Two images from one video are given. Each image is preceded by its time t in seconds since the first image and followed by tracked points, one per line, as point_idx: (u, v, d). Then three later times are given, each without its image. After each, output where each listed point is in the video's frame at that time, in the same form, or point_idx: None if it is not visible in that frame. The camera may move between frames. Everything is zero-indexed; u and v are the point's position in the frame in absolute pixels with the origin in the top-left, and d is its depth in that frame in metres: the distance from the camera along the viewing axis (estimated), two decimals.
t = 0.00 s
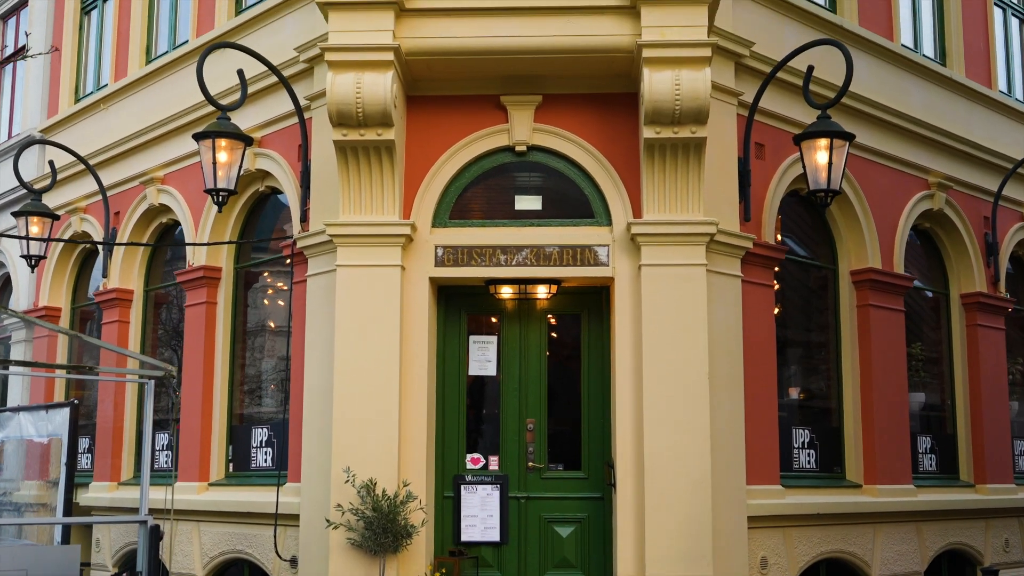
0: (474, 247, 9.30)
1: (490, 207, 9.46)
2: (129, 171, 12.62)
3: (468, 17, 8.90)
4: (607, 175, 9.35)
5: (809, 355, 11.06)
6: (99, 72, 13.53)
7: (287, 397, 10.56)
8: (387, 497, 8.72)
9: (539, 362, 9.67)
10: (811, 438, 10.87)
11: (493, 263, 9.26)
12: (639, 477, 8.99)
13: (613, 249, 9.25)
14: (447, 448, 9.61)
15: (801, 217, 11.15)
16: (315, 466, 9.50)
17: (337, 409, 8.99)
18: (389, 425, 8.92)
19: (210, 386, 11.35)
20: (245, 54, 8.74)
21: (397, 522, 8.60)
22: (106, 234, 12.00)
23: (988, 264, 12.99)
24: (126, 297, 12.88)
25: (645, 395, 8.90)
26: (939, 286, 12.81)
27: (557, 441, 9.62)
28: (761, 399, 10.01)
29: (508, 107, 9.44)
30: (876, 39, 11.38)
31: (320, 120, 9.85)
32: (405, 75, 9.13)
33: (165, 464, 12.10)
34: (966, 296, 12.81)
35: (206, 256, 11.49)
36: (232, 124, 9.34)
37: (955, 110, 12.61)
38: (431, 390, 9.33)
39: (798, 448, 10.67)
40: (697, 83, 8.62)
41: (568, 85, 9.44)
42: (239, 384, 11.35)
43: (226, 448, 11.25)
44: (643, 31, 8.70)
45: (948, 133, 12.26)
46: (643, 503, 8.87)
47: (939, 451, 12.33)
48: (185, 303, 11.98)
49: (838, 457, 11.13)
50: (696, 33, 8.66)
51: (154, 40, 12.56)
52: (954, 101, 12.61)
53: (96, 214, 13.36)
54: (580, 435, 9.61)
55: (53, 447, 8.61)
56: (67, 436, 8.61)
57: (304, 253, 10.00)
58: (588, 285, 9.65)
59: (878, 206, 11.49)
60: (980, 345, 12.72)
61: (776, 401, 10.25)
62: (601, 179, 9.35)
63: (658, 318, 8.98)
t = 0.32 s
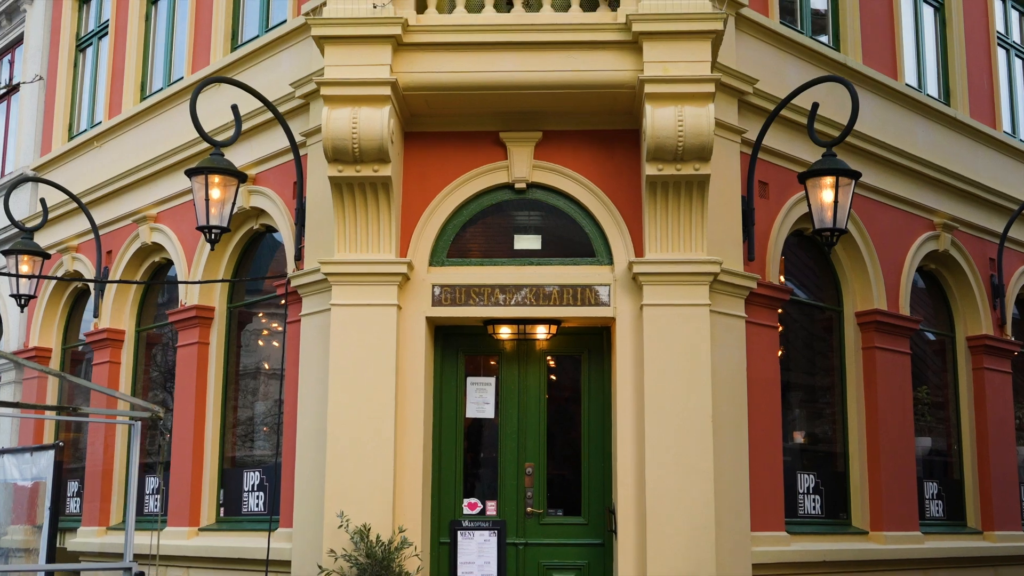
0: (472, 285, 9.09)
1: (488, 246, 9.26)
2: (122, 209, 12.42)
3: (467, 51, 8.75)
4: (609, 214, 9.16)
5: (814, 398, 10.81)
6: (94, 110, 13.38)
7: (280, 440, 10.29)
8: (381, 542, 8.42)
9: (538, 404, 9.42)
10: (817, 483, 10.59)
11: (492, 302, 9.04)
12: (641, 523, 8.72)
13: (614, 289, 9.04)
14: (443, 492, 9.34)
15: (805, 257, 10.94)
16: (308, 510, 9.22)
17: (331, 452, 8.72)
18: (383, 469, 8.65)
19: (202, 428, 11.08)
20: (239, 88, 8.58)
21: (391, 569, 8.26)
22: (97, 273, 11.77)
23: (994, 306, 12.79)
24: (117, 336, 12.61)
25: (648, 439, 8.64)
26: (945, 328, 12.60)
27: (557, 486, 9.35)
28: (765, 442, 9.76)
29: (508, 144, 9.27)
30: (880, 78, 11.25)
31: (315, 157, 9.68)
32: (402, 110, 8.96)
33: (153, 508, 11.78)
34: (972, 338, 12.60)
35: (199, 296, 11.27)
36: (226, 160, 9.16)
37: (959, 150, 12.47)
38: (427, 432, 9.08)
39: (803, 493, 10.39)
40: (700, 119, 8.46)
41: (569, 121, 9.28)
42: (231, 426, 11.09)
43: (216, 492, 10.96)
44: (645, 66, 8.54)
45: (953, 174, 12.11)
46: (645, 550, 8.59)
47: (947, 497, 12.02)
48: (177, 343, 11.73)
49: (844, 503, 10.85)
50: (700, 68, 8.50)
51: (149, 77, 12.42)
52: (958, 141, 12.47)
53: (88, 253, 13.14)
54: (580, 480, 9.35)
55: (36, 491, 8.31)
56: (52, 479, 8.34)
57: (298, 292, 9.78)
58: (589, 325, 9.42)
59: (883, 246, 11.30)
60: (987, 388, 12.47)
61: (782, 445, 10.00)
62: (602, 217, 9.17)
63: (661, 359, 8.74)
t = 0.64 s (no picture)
0: (472, 326, 8.85)
1: (488, 286, 9.03)
2: (115, 249, 12.19)
3: (468, 86, 8.56)
4: (614, 255, 8.94)
5: (822, 444, 10.52)
6: (88, 149, 13.22)
7: (274, 487, 9.99)
8: None
9: (539, 449, 9.14)
10: (826, 532, 10.27)
11: (492, 343, 8.79)
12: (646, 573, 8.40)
13: (618, 330, 8.80)
14: (441, 540, 9.04)
15: (812, 299, 10.70)
16: (301, 558, 8.90)
17: (325, 497, 8.41)
18: (379, 515, 8.35)
19: (194, 473, 10.77)
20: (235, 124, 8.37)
21: None
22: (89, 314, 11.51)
23: (1004, 350, 12.54)
24: (108, 380, 12.33)
25: (653, 484, 8.35)
26: (953, 373, 12.34)
27: (558, 534, 9.05)
28: (774, 489, 9.45)
29: (509, 182, 9.06)
30: (887, 118, 11.09)
31: (312, 195, 9.49)
32: (401, 147, 8.77)
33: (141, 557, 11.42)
34: (982, 383, 12.34)
35: (192, 337, 11.01)
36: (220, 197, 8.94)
37: (967, 192, 12.29)
38: (424, 478, 8.78)
39: (812, 542, 10.06)
40: (706, 156, 8.25)
41: (571, 159, 9.08)
42: (223, 471, 10.78)
43: (208, 539, 10.63)
44: (649, 102, 8.35)
45: (961, 216, 11.93)
46: None
47: (958, 547, 11.65)
48: (169, 386, 11.45)
49: (854, 552, 10.52)
50: (706, 104, 8.31)
51: (144, 115, 12.27)
52: (965, 182, 12.30)
53: (81, 294, 12.90)
54: (583, 527, 9.05)
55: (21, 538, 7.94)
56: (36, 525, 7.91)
57: (294, 333, 9.54)
58: (591, 368, 9.16)
59: (891, 289, 11.08)
60: (998, 434, 12.16)
61: (790, 491, 9.69)
62: (605, 256, 8.94)
63: (666, 403, 8.47)
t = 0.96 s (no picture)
0: (473, 368, 8.57)
1: (490, 326, 8.77)
2: (109, 290, 11.94)
3: (470, 122, 8.35)
4: (620, 296, 8.68)
5: (834, 490, 10.18)
6: (83, 189, 13.03)
7: (267, 535, 9.65)
8: None
9: (542, 495, 8.83)
10: None
11: (494, 385, 8.51)
12: None
13: (624, 372, 8.52)
14: None
15: (822, 342, 10.43)
16: None
17: (320, 545, 8.08)
18: (376, 563, 8.01)
19: (185, 520, 10.43)
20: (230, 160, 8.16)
21: None
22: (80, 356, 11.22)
23: (1018, 395, 12.24)
24: (99, 424, 12.02)
25: (661, 531, 8.03)
26: (967, 419, 12.04)
27: None
28: (786, 538, 9.12)
29: (512, 220, 8.83)
30: (895, 158, 10.89)
31: (309, 234, 9.27)
32: (401, 184, 8.55)
33: None
34: (995, 429, 12.03)
35: (185, 381, 10.73)
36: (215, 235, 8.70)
37: (977, 234, 12.08)
38: (423, 524, 8.47)
39: None
40: (715, 192, 8.03)
41: (575, 196, 8.85)
42: (216, 519, 10.45)
43: None
44: (656, 137, 8.13)
45: (972, 258, 11.70)
46: None
47: None
48: (161, 430, 11.14)
49: None
50: (714, 139, 8.10)
51: (140, 154, 12.09)
52: (976, 225, 12.09)
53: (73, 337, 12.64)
54: None
55: None
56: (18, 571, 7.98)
57: (289, 376, 9.26)
58: (596, 412, 8.87)
59: (903, 331, 10.82)
60: (1013, 482, 11.83)
61: (802, 539, 9.35)
62: (611, 296, 8.69)
63: (674, 446, 8.17)
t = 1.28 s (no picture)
0: (476, 408, 8.27)
1: (492, 365, 8.50)
2: (102, 331, 11.67)
3: (472, 155, 8.13)
4: (627, 334, 8.42)
5: (849, 537, 9.82)
6: (77, 229, 12.80)
7: None
8: None
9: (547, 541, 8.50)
10: None
11: (497, 427, 8.21)
12: None
13: (631, 413, 8.23)
14: None
15: (833, 383, 10.14)
16: None
17: None
18: None
19: (176, 568, 10.07)
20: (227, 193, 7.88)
21: None
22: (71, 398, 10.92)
23: None
24: (90, 469, 11.67)
25: None
26: (981, 464, 11.72)
27: None
28: None
29: (515, 257, 8.58)
30: (906, 196, 10.67)
31: (306, 271, 9.01)
32: (401, 219, 8.32)
33: None
34: (1011, 474, 11.71)
35: (178, 424, 10.42)
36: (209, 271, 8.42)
37: (990, 275, 11.83)
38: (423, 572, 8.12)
39: None
40: (724, 226, 7.78)
41: (580, 232, 8.61)
42: (208, 567, 10.09)
43: None
44: (663, 170, 7.90)
45: (985, 298, 11.46)
46: None
47: None
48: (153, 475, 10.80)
49: None
50: (723, 172, 7.87)
51: (135, 193, 11.88)
52: (988, 265, 11.85)
53: (65, 379, 12.34)
54: None
55: None
56: None
57: (285, 417, 8.97)
58: (602, 455, 8.56)
59: (916, 373, 10.53)
60: None
61: None
62: (617, 335, 8.43)
63: (684, 489, 7.84)
